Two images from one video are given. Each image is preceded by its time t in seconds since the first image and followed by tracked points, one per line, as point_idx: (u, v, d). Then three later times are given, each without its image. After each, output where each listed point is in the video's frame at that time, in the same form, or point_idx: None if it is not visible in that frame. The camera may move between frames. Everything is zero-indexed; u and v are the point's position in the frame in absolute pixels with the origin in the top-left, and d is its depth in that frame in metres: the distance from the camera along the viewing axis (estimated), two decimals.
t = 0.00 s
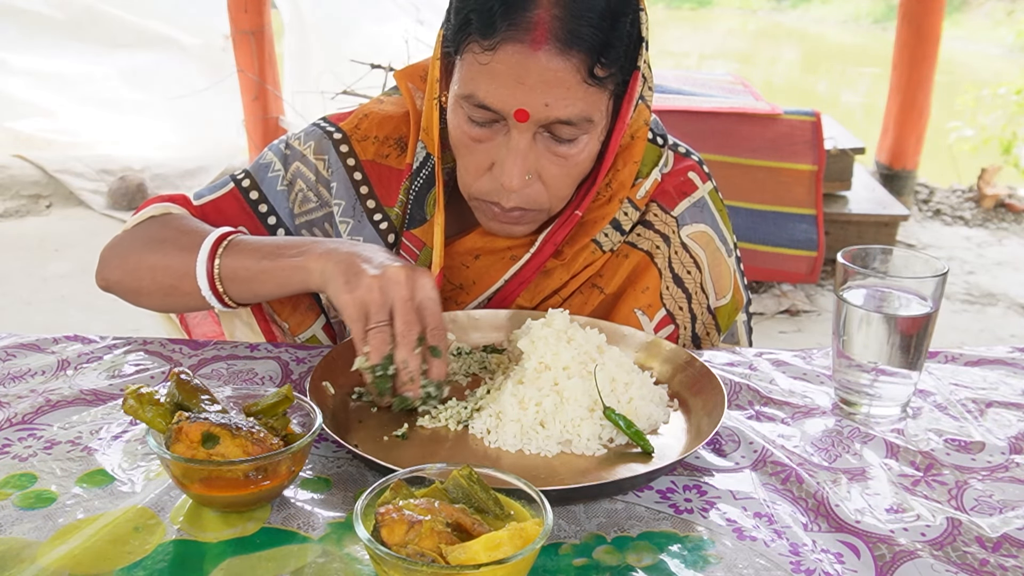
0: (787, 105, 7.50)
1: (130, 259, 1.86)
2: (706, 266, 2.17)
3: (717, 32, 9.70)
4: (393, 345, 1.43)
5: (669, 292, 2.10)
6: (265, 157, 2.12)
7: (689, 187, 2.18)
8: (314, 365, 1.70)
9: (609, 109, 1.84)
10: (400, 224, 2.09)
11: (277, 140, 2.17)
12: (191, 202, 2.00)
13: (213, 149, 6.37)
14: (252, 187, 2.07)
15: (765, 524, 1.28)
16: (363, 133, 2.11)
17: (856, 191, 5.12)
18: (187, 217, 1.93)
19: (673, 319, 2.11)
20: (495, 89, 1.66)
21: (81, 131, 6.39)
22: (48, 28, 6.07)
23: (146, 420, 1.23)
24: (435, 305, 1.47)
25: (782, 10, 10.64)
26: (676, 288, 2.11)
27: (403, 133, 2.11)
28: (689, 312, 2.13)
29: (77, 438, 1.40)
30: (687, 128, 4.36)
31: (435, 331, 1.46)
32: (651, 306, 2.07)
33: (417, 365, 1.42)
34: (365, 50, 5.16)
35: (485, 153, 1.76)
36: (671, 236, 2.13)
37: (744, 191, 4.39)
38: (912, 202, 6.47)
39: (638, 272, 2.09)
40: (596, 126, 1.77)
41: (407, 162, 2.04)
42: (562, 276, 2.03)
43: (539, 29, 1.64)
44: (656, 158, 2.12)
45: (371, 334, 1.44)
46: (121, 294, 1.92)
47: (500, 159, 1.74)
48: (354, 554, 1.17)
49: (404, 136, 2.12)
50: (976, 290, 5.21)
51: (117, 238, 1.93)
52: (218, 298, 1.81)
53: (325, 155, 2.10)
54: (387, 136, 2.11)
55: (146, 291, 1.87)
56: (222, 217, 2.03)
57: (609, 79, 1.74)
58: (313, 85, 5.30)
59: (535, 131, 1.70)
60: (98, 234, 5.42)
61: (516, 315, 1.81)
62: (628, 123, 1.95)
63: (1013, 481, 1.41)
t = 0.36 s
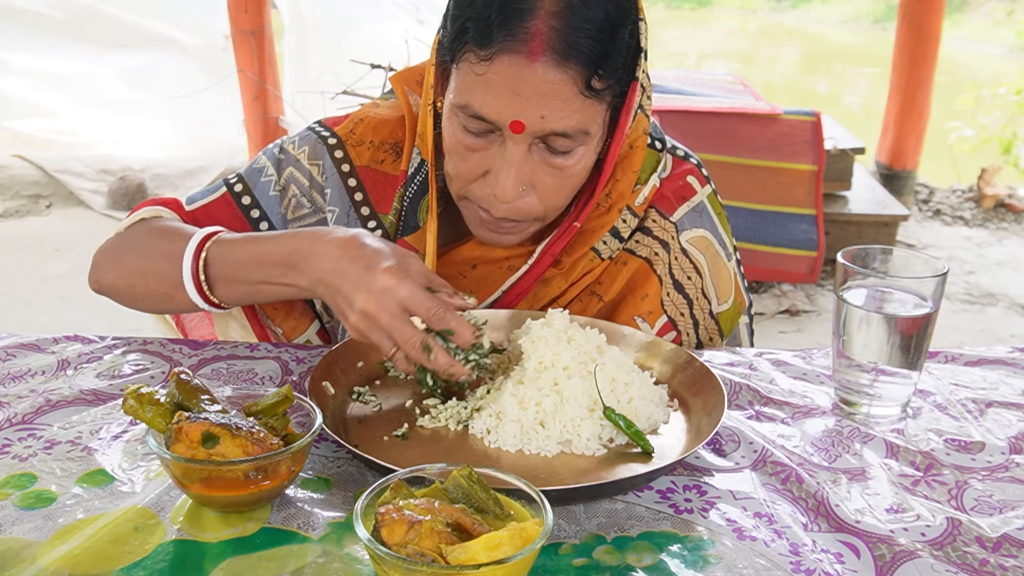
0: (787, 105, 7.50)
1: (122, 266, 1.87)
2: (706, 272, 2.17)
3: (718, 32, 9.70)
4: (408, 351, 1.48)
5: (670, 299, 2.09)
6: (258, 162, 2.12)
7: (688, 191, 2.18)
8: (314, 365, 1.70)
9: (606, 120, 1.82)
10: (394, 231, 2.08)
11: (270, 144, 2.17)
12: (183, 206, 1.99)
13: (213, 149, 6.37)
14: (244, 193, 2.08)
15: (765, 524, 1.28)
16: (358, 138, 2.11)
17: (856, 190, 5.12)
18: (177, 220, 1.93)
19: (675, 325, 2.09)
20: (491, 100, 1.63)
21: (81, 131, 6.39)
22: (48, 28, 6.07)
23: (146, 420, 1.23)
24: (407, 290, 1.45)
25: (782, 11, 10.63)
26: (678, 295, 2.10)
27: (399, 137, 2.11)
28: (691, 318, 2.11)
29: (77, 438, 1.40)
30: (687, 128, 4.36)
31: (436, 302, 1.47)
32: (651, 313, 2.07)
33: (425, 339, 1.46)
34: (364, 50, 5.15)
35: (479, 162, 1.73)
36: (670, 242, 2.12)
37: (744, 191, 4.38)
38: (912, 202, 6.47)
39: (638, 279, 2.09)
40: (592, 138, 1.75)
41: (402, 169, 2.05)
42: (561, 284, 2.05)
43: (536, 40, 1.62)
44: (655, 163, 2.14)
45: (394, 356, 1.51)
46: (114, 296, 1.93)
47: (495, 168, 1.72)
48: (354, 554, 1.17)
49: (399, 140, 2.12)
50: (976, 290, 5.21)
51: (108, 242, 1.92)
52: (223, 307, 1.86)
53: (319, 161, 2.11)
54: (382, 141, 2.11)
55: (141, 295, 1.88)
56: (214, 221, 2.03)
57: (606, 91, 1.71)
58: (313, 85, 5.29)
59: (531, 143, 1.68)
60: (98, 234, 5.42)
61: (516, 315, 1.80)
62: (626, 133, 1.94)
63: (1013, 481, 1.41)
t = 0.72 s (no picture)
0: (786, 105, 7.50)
1: (112, 276, 1.88)
2: (702, 275, 2.17)
3: (718, 32, 9.70)
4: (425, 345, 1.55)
5: (666, 304, 2.11)
6: (248, 168, 2.11)
7: (682, 194, 2.17)
8: (314, 365, 1.70)
9: (593, 130, 1.80)
10: (384, 239, 2.10)
11: (261, 149, 2.16)
12: (173, 215, 2.00)
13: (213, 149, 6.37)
14: (234, 200, 2.07)
15: (765, 524, 1.28)
16: (348, 144, 2.10)
17: (855, 190, 5.12)
18: (166, 230, 1.94)
19: (672, 330, 2.12)
20: (474, 112, 1.62)
21: (81, 131, 6.39)
22: (49, 28, 6.07)
23: (146, 420, 1.23)
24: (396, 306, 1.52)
25: (782, 11, 10.63)
26: (673, 299, 2.12)
27: (389, 143, 2.10)
28: (688, 322, 2.14)
29: (77, 438, 1.40)
30: (687, 129, 4.36)
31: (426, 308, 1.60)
32: (647, 319, 2.09)
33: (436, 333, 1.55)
34: (364, 50, 5.14)
35: (465, 173, 1.72)
36: (665, 246, 2.13)
37: (744, 191, 4.38)
38: (912, 202, 6.47)
39: (632, 284, 2.10)
40: (577, 149, 1.74)
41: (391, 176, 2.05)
42: (555, 291, 2.05)
43: (519, 52, 1.60)
44: (648, 166, 2.12)
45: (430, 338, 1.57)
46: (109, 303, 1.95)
47: (479, 180, 1.71)
48: (354, 554, 1.17)
49: (390, 146, 2.10)
50: (976, 290, 5.21)
51: (97, 253, 1.93)
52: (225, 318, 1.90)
53: (310, 167, 2.10)
54: (372, 147, 2.09)
55: (135, 306, 1.90)
56: (205, 229, 2.04)
57: (591, 102, 1.70)
58: (313, 85, 5.29)
59: (515, 154, 1.67)
60: (98, 234, 5.42)
61: (516, 315, 1.80)
62: (617, 142, 1.92)
63: (1013, 481, 1.41)
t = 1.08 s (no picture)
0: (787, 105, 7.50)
1: (106, 287, 1.88)
2: (699, 279, 2.17)
3: (718, 33, 9.70)
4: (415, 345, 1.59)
5: (663, 310, 2.12)
6: (239, 176, 2.11)
7: (677, 199, 2.17)
8: (314, 365, 1.70)
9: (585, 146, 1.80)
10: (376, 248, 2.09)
11: (252, 156, 2.16)
12: (164, 223, 2.00)
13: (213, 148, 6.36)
14: (225, 207, 2.06)
15: (765, 524, 1.28)
16: (339, 151, 2.10)
17: (855, 190, 5.12)
18: (157, 237, 1.93)
19: (669, 336, 2.13)
20: (463, 134, 1.62)
21: (81, 131, 6.39)
22: (49, 28, 6.07)
23: (146, 420, 1.23)
24: (389, 312, 1.52)
25: (782, 11, 10.62)
26: (670, 306, 2.13)
27: (381, 150, 2.10)
28: (685, 327, 2.15)
29: (77, 437, 1.40)
30: (687, 129, 4.36)
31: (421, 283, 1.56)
32: (643, 326, 2.11)
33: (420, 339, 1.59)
34: (364, 50, 5.14)
35: (455, 192, 1.72)
36: (660, 252, 2.13)
37: (744, 191, 4.38)
38: (912, 202, 6.47)
39: (628, 291, 2.11)
40: (569, 167, 1.73)
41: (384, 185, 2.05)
42: (550, 299, 2.06)
43: (508, 74, 1.59)
44: (643, 172, 2.12)
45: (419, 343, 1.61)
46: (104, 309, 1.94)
47: (470, 199, 1.71)
48: (354, 554, 1.17)
49: (381, 153, 2.11)
50: (976, 290, 5.21)
51: (90, 262, 1.93)
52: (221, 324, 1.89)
53: (301, 175, 2.10)
54: (364, 154, 2.10)
55: (130, 315, 1.90)
56: (196, 237, 2.03)
57: (582, 120, 1.69)
58: (313, 85, 5.28)
59: (506, 174, 1.66)
60: (97, 234, 5.42)
61: (516, 315, 1.80)
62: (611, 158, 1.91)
63: (1013, 481, 1.41)
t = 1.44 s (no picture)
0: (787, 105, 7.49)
1: (106, 298, 1.88)
2: (698, 284, 2.17)
3: (718, 33, 9.71)
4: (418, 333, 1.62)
5: (661, 316, 2.13)
6: (234, 186, 2.11)
7: (674, 203, 2.17)
8: (314, 365, 1.70)
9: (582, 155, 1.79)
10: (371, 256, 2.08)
11: (247, 165, 2.16)
12: (160, 233, 1.98)
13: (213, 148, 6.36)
14: (221, 216, 2.06)
15: (765, 524, 1.28)
16: (335, 158, 2.10)
17: (855, 190, 5.12)
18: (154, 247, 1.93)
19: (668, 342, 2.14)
20: (463, 144, 1.62)
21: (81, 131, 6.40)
22: (48, 28, 6.06)
23: (146, 420, 1.23)
24: (390, 307, 1.51)
25: (782, 11, 10.66)
26: (668, 311, 2.14)
27: (377, 158, 2.10)
28: (684, 333, 2.16)
29: (77, 437, 1.40)
30: (687, 129, 4.36)
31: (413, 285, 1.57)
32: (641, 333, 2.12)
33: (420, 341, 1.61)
34: (364, 50, 5.14)
35: (454, 206, 1.72)
36: (657, 258, 2.13)
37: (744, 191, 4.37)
38: (912, 202, 6.47)
39: (626, 297, 2.13)
40: (568, 175, 1.73)
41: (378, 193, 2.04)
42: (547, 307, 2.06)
43: (507, 84, 1.59)
44: (640, 177, 2.11)
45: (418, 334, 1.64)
46: (101, 319, 1.93)
47: (469, 213, 1.70)
48: (354, 554, 1.17)
49: (377, 160, 2.11)
50: (976, 290, 5.21)
51: (90, 277, 1.93)
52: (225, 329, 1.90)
53: (296, 183, 2.10)
54: (360, 161, 2.10)
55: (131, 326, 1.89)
56: (191, 246, 2.02)
57: (582, 128, 1.69)
58: (313, 85, 5.28)
59: (506, 185, 1.66)
60: (97, 234, 5.43)
61: (516, 315, 1.80)
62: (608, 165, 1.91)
63: (1013, 481, 1.41)
